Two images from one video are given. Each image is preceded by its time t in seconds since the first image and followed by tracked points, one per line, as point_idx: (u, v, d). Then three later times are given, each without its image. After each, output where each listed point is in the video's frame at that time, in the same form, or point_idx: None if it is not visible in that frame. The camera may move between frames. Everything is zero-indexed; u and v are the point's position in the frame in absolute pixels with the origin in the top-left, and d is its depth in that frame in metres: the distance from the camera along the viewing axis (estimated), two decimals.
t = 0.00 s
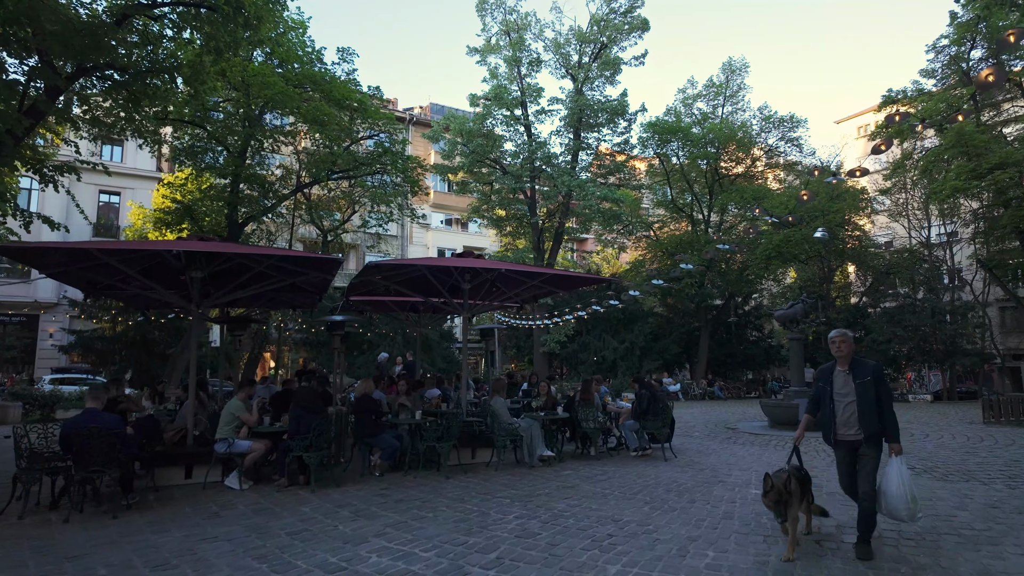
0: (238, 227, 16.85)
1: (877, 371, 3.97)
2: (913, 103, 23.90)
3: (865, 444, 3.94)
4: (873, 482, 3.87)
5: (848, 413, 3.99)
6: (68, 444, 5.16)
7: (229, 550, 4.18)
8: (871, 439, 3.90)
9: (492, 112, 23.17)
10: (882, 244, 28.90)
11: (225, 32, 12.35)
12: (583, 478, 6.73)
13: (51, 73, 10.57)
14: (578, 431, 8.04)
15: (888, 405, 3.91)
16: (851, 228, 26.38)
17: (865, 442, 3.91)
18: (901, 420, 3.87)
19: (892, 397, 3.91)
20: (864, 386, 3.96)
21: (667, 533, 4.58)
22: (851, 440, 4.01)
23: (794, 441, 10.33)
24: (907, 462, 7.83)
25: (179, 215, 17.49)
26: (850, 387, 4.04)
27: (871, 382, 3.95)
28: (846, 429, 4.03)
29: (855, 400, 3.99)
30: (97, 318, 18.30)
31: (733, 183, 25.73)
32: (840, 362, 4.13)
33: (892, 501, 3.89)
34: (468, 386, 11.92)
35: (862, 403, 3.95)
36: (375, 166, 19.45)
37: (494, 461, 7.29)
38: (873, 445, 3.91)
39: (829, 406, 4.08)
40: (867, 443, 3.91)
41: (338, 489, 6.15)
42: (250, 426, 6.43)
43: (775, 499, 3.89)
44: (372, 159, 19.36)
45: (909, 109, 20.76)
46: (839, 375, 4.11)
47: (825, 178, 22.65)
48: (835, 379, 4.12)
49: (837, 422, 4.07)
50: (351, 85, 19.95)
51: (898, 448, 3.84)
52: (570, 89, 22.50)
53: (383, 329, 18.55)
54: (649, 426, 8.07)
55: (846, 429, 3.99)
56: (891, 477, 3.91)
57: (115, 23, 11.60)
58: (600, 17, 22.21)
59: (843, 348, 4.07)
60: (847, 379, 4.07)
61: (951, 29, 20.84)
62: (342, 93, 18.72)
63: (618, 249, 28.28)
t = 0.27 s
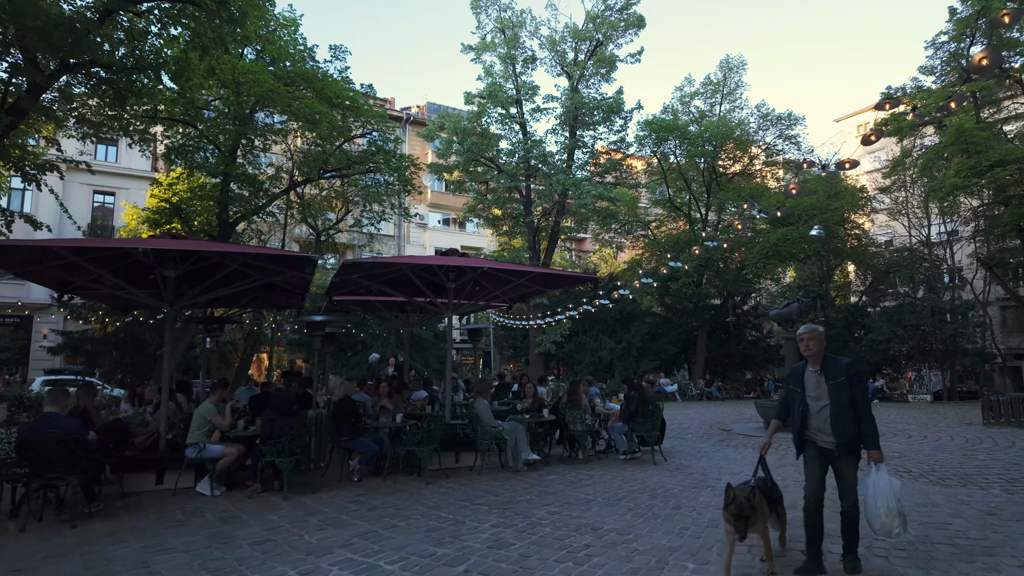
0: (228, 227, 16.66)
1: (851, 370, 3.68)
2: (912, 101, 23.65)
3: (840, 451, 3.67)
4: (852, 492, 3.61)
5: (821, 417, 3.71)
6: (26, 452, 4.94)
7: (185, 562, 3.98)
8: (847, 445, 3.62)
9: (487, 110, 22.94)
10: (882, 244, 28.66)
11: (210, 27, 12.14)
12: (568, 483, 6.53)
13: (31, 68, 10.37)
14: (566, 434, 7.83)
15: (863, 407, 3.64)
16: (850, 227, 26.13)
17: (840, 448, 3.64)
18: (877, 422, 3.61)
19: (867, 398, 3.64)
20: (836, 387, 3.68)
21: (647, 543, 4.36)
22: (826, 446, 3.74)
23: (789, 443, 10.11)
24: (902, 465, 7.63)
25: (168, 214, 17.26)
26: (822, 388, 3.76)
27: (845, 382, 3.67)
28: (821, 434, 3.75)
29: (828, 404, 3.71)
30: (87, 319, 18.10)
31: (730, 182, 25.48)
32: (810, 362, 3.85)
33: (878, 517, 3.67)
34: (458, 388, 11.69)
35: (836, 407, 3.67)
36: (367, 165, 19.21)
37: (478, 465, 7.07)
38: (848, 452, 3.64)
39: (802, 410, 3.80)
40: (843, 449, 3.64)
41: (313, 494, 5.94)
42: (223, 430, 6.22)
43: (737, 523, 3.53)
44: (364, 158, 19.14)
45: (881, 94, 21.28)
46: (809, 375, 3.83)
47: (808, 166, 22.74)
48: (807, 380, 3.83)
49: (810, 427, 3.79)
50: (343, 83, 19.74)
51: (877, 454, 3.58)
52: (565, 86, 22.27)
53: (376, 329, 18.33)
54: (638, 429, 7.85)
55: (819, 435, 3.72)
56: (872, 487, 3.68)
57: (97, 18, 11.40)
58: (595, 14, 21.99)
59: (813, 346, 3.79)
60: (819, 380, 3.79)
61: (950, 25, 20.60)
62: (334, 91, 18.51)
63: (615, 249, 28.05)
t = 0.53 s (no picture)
0: (220, 226, 16.48)
1: (815, 378, 3.20)
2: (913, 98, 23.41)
3: (807, 474, 3.19)
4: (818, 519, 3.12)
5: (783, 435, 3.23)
6: None
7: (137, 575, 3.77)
8: (813, 466, 3.13)
9: (482, 108, 22.74)
10: (882, 243, 28.42)
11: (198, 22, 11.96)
12: (553, 489, 6.31)
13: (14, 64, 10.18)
14: (554, 437, 7.63)
15: (830, 421, 3.15)
16: (850, 226, 25.89)
17: (806, 470, 3.15)
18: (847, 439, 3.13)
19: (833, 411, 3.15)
20: (800, 399, 3.20)
21: (628, 555, 4.14)
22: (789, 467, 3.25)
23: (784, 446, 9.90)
24: (900, 470, 7.41)
25: (157, 213, 17.05)
26: (784, 401, 3.27)
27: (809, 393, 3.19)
28: (783, 454, 3.26)
29: (790, 419, 3.22)
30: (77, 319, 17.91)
31: (729, 180, 25.25)
32: (770, 371, 3.35)
33: (849, 545, 3.33)
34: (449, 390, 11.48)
35: (799, 423, 3.18)
36: (360, 163, 19.04)
37: (461, 470, 6.87)
38: (815, 473, 3.15)
39: (761, 427, 3.30)
40: (808, 471, 3.15)
41: (287, 501, 5.73)
42: (195, 434, 6.03)
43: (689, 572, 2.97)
44: (357, 156, 18.97)
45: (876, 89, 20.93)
46: (769, 386, 3.34)
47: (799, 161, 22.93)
48: (767, 392, 3.34)
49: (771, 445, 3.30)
50: (337, 81, 19.57)
51: (849, 476, 3.09)
52: (561, 84, 22.08)
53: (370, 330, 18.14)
54: (628, 432, 7.65)
55: (783, 455, 3.23)
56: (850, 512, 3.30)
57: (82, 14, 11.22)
58: (591, 11, 21.80)
59: (773, 353, 3.29)
60: (780, 392, 3.29)
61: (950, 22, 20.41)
62: (327, 89, 18.35)
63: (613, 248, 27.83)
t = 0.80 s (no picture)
0: (212, 224, 16.28)
1: (776, 378, 2.89)
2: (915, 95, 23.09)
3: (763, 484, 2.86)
4: (771, 536, 2.80)
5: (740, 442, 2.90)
6: None
7: None
8: (769, 476, 2.82)
9: (479, 105, 22.48)
10: (885, 242, 28.10)
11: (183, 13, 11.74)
12: (538, 493, 6.08)
13: None
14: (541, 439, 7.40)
15: (791, 427, 2.84)
16: (852, 225, 25.57)
17: (760, 479, 2.83)
18: (809, 446, 2.81)
19: (796, 415, 2.84)
20: (759, 402, 2.88)
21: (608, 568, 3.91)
22: (743, 474, 2.95)
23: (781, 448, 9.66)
24: (900, 474, 7.16)
25: (148, 211, 16.84)
26: (740, 402, 2.95)
27: (769, 394, 2.87)
28: (738, 462, 2.93)
29: (747, 423, 2.90)
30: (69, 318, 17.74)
31: (729, 178, 24.96)
32: (727, 368, 3.04)
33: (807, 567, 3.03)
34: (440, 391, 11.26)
35: (757, 427, 2.86)
36: (354, 161, 18.81)
37: (444, 475, 6.64)
38: (771, 486, 2.84)
39: (714, 431, 2.99)
40: (763, 480, 2.84)
41: (259, 507, 5.51)
42: (166, 437, 5.82)
43: None
44: (351, 154, 18.73)
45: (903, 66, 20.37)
46: (726, 386, 3.01)
47: (789, 152, 22.78)
48: (723, 391, 3.02)
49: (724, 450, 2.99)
50: (331, 78, 19.35)
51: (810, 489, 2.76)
52: (559, 81, 21.82)
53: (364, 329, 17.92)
54: (618, 433, 7.42)
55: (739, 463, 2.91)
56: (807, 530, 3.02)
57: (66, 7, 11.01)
58: (589, 7, 21.55)
59: (730, 349, 2.98)
60: (736, 392, 2.98)
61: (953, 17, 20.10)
62: (321, 85, 18.12)
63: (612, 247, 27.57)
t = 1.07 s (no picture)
0: (200, 223, 16.05)
1: (726, 397, 2.31)
2: (914, 93, 22.88)
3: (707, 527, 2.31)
4: None
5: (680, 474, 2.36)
6: None
7: None
8: (713, 519, 2.25)
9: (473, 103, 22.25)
10: (883, 241, 27.88)
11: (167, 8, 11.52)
12: (518, 501, 5.85)
13: None
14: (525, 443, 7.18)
15: (742, 458, 2.26)
16: (850, 224, 25.33)
17: (702, 522, 2.27)
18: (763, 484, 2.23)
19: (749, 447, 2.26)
20: (703, 425, 2.31)
21: None
22: (686, 513, 2.38)
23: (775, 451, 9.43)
24: (895, 480, 6.92)
25: (136, 209, 16.63)
26: (683, 425, 2.40)
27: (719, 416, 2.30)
28: (680, 498, 2.39)
29: (688, 451, 2.34)
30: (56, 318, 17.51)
31: (726, 177, 24.76)
32: (671, 383, 2.49)
33: None
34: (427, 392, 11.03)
35: (700, 456, 2.29)
36: (345, 159, 18.59)
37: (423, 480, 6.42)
38: (717, 530, 2.28)
39: (652, 458, 2.44)
40: (707, 523, 2.28)
41: (224, 516, 5.28)
42: (130, 442, 5.57)
43: None
44: (342, 152, 18.51)
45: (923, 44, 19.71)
46: (668, 403, 2.46)
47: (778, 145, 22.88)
48: (665, 410, 2.47)
49: (661, 482, 2.43)
50: (322, 75, 19.13)
51: (762, 536, 2.20)
52: (554, 78, 21.61)
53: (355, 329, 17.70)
54: (605, 437, 7.20)
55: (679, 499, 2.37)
56: None
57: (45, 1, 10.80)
58: (584, 4, 21.33)
59: (675, 360, 2.43)
60: (680, 411, 2.42)
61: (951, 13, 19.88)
62: (311, 82, 17.91)
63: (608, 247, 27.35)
